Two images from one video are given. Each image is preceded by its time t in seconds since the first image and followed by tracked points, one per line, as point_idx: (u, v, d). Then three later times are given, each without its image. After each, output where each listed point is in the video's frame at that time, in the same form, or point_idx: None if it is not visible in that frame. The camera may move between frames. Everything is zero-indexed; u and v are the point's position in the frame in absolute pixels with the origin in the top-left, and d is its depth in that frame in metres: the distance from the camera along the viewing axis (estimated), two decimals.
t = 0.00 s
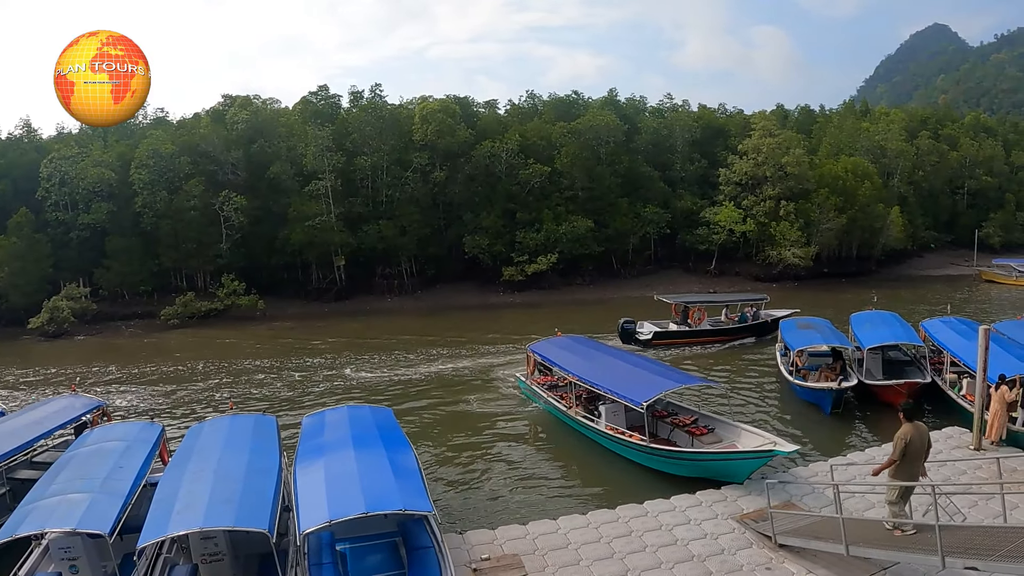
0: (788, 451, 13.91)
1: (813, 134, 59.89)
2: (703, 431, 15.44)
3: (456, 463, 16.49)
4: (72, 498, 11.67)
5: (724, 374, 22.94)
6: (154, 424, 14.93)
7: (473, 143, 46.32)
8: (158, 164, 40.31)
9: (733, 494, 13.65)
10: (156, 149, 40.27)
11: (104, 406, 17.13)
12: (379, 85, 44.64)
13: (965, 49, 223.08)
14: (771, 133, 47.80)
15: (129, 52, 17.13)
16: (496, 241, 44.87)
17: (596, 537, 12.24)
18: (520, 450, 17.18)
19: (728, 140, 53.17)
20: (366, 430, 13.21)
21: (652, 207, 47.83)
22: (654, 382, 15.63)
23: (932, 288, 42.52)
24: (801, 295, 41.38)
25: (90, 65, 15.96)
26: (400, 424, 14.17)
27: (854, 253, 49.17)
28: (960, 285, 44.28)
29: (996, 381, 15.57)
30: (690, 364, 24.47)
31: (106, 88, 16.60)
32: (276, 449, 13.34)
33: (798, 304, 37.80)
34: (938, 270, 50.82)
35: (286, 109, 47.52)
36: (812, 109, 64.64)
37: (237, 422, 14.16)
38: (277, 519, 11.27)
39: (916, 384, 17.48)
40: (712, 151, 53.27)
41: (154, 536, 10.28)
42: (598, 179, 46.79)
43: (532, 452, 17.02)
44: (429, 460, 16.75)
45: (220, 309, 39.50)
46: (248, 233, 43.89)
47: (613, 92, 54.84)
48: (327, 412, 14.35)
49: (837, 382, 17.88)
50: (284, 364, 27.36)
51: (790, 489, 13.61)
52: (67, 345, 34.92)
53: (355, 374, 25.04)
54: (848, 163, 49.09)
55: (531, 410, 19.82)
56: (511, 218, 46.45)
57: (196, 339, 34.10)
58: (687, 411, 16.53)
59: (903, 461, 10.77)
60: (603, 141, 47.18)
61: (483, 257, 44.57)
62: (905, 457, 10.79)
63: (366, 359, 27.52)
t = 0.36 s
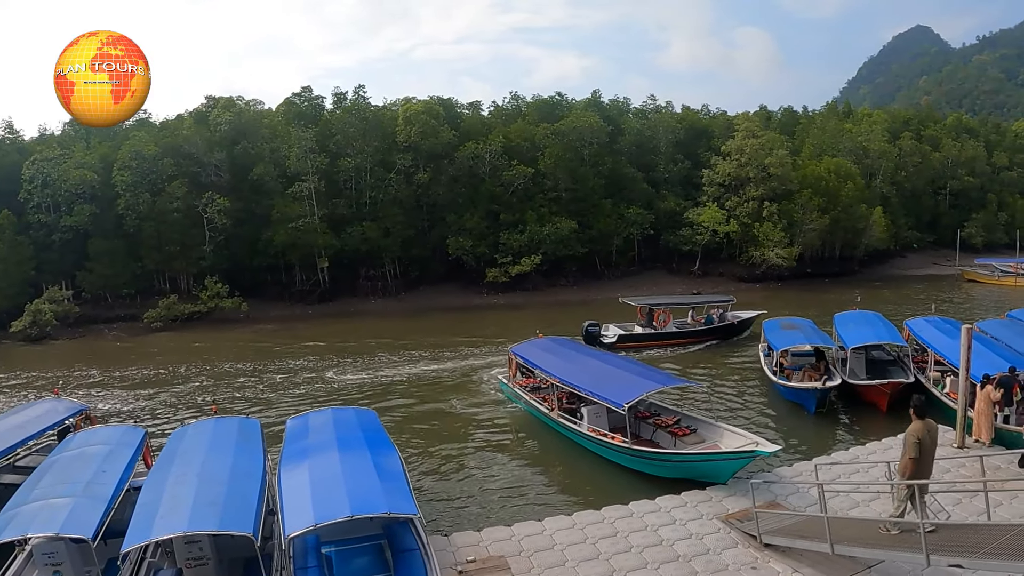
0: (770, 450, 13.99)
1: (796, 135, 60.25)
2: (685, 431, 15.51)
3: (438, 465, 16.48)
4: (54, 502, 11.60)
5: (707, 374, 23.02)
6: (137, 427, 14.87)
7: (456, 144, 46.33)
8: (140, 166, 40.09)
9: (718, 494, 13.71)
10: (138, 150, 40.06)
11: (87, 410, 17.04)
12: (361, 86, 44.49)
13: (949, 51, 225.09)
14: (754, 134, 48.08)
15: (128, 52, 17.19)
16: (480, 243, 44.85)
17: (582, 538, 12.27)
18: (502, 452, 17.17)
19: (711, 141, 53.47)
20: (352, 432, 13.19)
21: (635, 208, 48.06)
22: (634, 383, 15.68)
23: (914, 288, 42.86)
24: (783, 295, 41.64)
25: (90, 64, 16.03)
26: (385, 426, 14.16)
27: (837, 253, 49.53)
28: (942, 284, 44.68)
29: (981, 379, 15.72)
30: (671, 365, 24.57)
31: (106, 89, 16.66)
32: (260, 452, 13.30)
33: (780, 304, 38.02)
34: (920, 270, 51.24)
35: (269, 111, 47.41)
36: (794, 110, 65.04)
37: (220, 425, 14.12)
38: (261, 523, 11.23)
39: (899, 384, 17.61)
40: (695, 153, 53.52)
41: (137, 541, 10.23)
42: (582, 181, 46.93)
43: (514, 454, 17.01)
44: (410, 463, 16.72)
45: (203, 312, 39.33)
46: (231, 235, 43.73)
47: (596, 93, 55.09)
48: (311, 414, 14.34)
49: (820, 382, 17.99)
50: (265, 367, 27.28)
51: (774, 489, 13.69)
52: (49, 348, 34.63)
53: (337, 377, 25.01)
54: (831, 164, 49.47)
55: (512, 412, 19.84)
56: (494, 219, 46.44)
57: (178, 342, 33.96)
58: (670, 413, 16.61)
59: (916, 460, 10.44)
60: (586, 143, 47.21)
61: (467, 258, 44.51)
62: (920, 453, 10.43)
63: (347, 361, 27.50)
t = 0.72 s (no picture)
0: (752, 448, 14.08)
1: (779, 133, 60.60)
2: (668, 430, 15.58)
3: (419, 466, 16.48)
4: (38, 506, 11.53)
5: (690, 373, 23.10)
6: (121, 430, 14.81)
7: (440, 144, 46.37)
8: (123, 166, 39.84)
9: (704, 491, 13.78)
10: (121, 151, 39.82)
11: (70, 413, 16.93)
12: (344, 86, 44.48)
13: (933, 50, 226.93)
14: (738, 133, 48.37)
15: (128, 52, 17.17)
16: (464, 242, 44.79)
17: (568, 537, 12.31)
18: (484, 452, 17.20)
19: (694, 139, 53.74)
20: (336, 433, 13.19)
21: (619, 207, 48.26)
22: (616, 382, 15.73)
23: (897, 285, 43.20)
24: (766, 292, 41.90)
25: (91, 64, 16.01)
26: (370, 426, 14.17)
27: (820, 251, 49.86)
28: (925, 281, 45.03)
29: (964, 375, 15.84)
30: (653, 364, 24.66)
31: (106, 89, 16.64)
32: (244, 454, 13.27)
33: (763, 302, 38.21)
34: (903, 267, 51.62)
35: (252, 110, 47.25)
36: (777, 109, 65.43)
37: (204, 427, 14.09)
38: (246, 525, 11.20)
39: (882, 380, 17.75)
40: (678, 152, 53.73)
41: (122, 544, 10.18)
42: (565, 180, 47.09)
43: (497, 454, 17.03)
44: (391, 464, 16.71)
45: (187, 313, 39.14)
46: (214, 236, 43.54)
47: (580, 92, 55.28)
48: (295, 414, 14.32)
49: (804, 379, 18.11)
50: (247, 368, 27.19)
51: (759, 486, 13.78)
52: (30, 351, 34.35)
53: (320, 377, 24.96)
54: (814, 162, 49.82)
55: (494, 412, 19.86)
56: (478, 219, 46.46)
57: (160, 344, 33.79)
58: (652, 411, 16.68)
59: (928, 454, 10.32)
60: (570, 142, 47.36)
61: (450, 258, 44.43)
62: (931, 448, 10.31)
63: (329, 362, 27.46)
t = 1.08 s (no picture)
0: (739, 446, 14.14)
1: (768, 132, 60.82)
2: (653, 428, 15.62)
3: (406, 466, 16.47)
4: (27, 508, 11.48)
5: (676, 371, 23.17)
6: (109, 430, 14.77)
7: (428, 142, 46.37)
8: (110, 165, 39.64)
9: (693, 490, 13.84)
10: (108, 150, 39.60)
11: (58, 413, 16.88)
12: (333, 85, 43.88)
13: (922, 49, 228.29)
14: (726, 132, 48.56)
15: (129, 52, 17.12)
16: (452, 241, 44.64)
17: (557, 535, 12.33)
18: (471, 451, 17.21)
19: (682, 138, 53.87)
20: (325, 432, 13.17)
21: (608, 205, 48.42)
22: (601, 381, 15.78)
23: (884, 283, 43.46)
24: (753, 290, 42.09)
25: (91, 64, 15.94)
26: (358, 425, 14.15)
27: (808, 249, 50.09)
28: (912, 279, 45.28)
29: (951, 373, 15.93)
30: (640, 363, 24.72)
31: (106, 89, 16.57)
32: (232, 454, 13.25)
33: (750, 300, 38.37)
34: (890, 265, 51.92)
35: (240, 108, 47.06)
36: (765, 108, 65.68)
37: (192, 427, 14.06)
38: (235, 525, 11.18)
39: (870, 377, 17.86)
40: (667, 150, 53.85)
41: (109, 545, 10.13)
42: (553, 178, 47.16)
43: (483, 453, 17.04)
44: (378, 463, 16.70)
45: (174, 312, 38.99)
46: (202, 235, 43.37)
47: (568, 91, 55.40)
48: (284, 414, 14.30)
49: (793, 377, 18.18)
50: (234, 368, 27.12)
51: (747, 484, 13.84)
52: (16, 351, 34.15)
53: (307, 376, 24.95)
54: (802, 161, 50.05)
55: (481, 412, 19.86)
56: (466, 217, 46.43)
57: (148, 344, 33.65)
58: (639, 410, 16.73)
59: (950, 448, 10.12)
60: (559, 141, 47.46)
61: (438, 256, 44.30)
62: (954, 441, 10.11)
63: (314, 361, 27.43)
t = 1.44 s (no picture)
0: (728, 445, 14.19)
1: (759, 131, 61.00)
2: (643, 428, 15.65)
3: (395, 467, 16.47)
4: (19, 511, 11.45)
5: (666, 371, 23.23)
6: (102, 432, 14.73)
7: (419, 143, 46.37)
8: (101, 166, 39.49)
9: (684, 489, 13.87)
10: (99, 151, 39.43)
11: (49, 415, 16.82)
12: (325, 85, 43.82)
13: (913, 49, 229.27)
14: (717, 131, 48.70)
15: (128, 52, 17.10)
16: (443, 241, 44.66)
17: (550, 535, 12.35)
18: (461, 451, 17.22)
19: (673, 137, 53.98)
20: (317, 433, 13.17)
21: (599, 205, 48.53)
22: (590, 381, 15.83)
23: (874, 282, 43.70)
24: (744, 289, 42.24)
25: (90, 64, 15.91)
26: (350, 426, 14.16)
27: (799, 248, 50.26)
28: (903, 278, 45.50)
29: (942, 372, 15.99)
30: (629, 363, 24.77)
31: (107, 88, 16.52)
32: (224, 456, 13.24)
33: (741, 299, 38.49)
34: (882, 264, 52.16)
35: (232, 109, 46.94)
36: (756, 108, 65.88)
37: (184, 429, 14.04)
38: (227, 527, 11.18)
39: (861, 376, 17.93)
40: (657, 150, 53.96)
41: (101, 547, 10.11)
42: (545, 178, 47.22)
43: (473, 453, 17.06)
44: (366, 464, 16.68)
45: (166, 313, 38.88)
46: (192, 236, 43.25)
47: (559, 91, 55.47)
48: (276, 415, 14.29)
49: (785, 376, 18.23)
50: (223, 369, 27.07)
51: (739, 483, 13.88)
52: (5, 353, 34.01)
53: (296, 377, 24.92)
54: (793, 160, 50.23)
55: (470, 412, 19.87)
56: (458, 218, 46.40)
57: (139, 345, 33.56)
58: (628, 410, 16.77)
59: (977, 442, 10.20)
60: (550, 141, 47.55)
61: (430, 257, 44.31)
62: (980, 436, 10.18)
63: (304, 362, 27.42)
